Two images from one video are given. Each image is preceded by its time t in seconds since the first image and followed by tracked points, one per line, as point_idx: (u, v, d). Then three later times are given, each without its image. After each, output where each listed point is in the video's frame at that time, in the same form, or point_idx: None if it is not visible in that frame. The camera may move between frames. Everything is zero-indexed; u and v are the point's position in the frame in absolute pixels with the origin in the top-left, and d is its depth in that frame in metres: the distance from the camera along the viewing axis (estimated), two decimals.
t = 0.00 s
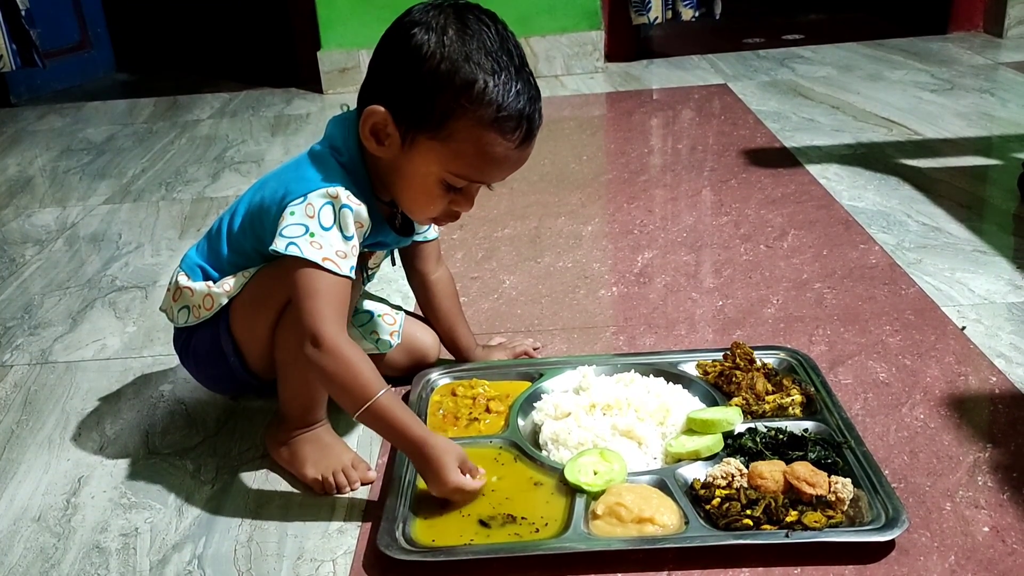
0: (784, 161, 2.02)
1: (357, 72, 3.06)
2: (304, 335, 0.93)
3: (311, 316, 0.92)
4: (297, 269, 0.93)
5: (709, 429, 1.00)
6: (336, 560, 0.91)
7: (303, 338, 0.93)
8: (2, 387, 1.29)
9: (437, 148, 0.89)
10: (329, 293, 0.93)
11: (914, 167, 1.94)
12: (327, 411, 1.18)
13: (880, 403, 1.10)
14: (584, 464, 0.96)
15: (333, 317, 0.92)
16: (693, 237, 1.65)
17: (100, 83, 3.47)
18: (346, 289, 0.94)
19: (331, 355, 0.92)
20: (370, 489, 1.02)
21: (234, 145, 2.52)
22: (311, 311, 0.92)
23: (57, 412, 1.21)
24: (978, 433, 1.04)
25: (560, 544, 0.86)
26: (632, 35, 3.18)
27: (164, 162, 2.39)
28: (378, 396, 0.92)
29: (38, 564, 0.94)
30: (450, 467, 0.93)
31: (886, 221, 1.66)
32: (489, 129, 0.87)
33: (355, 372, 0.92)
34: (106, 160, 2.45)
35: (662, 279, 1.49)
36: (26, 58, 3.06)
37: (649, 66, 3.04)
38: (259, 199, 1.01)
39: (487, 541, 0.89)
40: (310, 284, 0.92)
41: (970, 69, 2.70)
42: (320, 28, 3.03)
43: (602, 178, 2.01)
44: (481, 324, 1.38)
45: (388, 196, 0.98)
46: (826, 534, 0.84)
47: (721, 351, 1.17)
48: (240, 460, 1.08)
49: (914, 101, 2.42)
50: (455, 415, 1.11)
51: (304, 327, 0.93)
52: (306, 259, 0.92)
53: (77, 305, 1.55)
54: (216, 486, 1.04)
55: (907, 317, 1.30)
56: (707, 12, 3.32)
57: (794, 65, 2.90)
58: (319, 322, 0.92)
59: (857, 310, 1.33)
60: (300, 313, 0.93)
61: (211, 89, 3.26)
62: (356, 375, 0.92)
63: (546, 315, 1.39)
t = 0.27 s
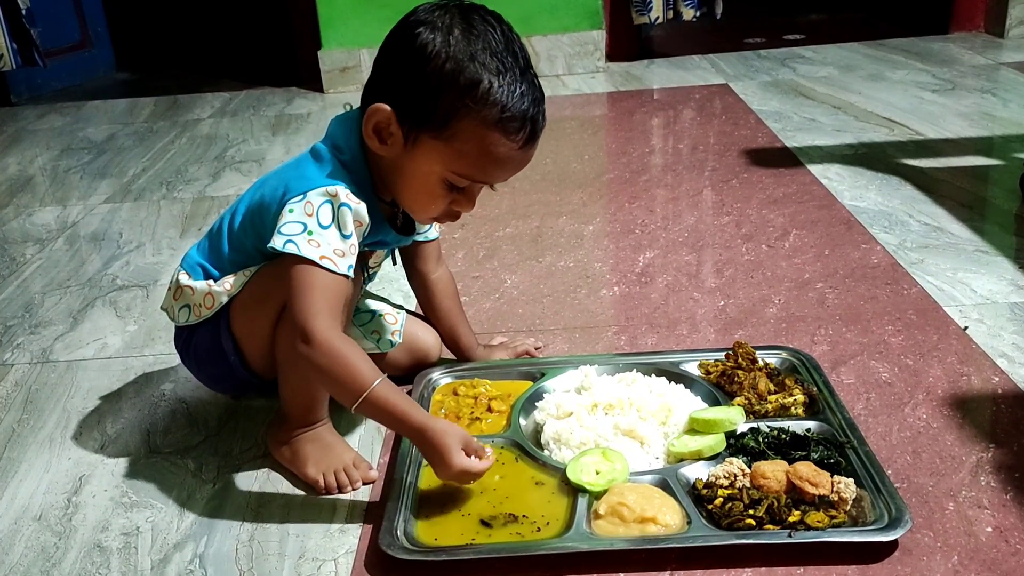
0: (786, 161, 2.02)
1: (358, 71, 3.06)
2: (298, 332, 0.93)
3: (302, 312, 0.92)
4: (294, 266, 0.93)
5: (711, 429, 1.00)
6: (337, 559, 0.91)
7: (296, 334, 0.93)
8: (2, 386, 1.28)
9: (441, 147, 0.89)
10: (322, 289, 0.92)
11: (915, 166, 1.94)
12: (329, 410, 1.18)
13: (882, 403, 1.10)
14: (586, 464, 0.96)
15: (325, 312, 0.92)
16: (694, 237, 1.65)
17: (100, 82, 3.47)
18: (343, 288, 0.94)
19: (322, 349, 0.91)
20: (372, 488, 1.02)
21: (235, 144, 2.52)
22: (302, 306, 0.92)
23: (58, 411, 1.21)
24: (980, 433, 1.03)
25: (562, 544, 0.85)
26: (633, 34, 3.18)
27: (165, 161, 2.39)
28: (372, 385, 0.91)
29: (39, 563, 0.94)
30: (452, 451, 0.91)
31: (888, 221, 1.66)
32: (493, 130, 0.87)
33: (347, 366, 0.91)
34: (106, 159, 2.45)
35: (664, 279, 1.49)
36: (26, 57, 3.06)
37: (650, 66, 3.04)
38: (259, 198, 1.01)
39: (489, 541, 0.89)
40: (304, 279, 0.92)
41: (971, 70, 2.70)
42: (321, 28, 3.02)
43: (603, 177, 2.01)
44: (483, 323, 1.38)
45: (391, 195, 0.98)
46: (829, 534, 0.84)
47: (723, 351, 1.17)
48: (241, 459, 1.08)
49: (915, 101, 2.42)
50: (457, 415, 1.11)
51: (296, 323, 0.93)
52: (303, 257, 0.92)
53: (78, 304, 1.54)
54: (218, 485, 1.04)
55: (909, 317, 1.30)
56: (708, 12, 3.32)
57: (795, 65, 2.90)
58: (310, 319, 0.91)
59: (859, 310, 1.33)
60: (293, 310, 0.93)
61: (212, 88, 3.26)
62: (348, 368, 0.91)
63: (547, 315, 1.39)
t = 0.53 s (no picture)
0: (787, 161, 2.02)
1: (358, 71, 3.06)
2: (294, 333, 0.93)
3: (297, 314, 0.92)
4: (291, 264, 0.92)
5: (712, 430, 1.00)
6: (337, 560, 0.91)
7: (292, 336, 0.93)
8: (2, 386, 1.28)
9: (449, 143, 0.89)
10: (316, 291, 0.92)
11: (916, 167, 1.94)
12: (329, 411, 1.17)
13: (883, 404, 1.10)
14: (587, 465, 0.95)
15: (322, 309, 0.92)
16: (695, 238, 1.65)
17: (100, 82, 3.47)
18: (341, 288, 0.94)
19: (321, 345, 0.91)
20: (372, 489, 1.02)
21: (235, 145, 2.51)
22: (296, 308, 0.92)
23: (57, 411, 1.21)
24: (981, 435, 1.03)
25: (563, 546, 0.85)
26: (633, 35, 3.18)
27: (165, 161, 2.39)
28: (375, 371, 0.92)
29: (38, 563, 0.93)
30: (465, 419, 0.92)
31: (888, 222, 1.66)
32: (502, 125, 0.87)
33: (348, 359, 0.92)
34: (106, 159, 2.44)
35: (664, 279, 1.49)
36: (26, 57, 3.06)
37: (650, 66, 3.04)
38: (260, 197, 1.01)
39: (490, 542, 0.88)
40: (298, 281, 0.92)
41: (972, 71, 2.70)
42: (322, 28, 3.02)
43: (604, 178, 2.01)
44: (483, 324, 1.38)
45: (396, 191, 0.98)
46: (831, 536, 0.84)
47: (724, 352, 1.17)
48: (241, 459, 1.08)
49: (916, 102, 2.42)
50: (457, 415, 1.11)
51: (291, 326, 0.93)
52: (302, 256, 0.92)
53: (77, 304, 1.54)
54: (217, 485, 1.03)
55: (910, 318, 1.30)
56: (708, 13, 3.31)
57: (795, 66, 2.90)
58: (306, 318, 0.91)
59: (860, 311, 1.33)
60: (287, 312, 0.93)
61: (212, 88, 3.26)
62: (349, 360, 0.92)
63: (548, 315, 1.39)
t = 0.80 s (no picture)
0: (786, 163, 2.02)
1: (357, 72, 3.06)
2: (363, 327, 0.92)
3: (369, 316, 0.91)
4: (329, 272, 0.91)
5: (710, 431, 0.99)
6: (334, 562, 0.91)
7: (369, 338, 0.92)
8: None
9: (466, 138, 0.89)
10: (376, 284, 0.92)
11: (915, 169, 1.94)
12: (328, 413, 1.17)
13: (882, 406, 1.10)
14: (585, 466, 0.95)
15: (388, 300, 0.92)
16: (694, 239, 1.65)
17: (99, 82, 3.46)
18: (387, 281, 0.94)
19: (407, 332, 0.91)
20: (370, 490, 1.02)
21: (234, 145, 2.51)
22: (364, 310, 0.91)
23: (55, 411, 1.21)
24: (980, 436, 1.03)
25: (561, 547, 0.85)
26: (633, 36, 3.18)
27: (164, 161, 2.38)
28: (462, 342, 0.93)
29: (35, 564, 0.93)
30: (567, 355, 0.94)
31: (887, 223, 1.66)
32: (518, 118, 0.88)
33: (433, 344, 0.92)
34: (105, 159, 2.44)
35: (663, 280, 1.49)
36: (25, 57, 3.06)
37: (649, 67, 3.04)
38: (268, 199, 1.00)
39: (487, 543, 0.88)
40: (353, 283, 0.91)
41: (970, 72, 2.70)
42: (321, 29, 3.02)
43: (603, 178, 2.01)
44: (482, 324, 1.37)
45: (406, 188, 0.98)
46: (828, 537, 0.84)
47: (722, 353, 1.17)
48: (239, 460, 1.08)
49: (915, 103, 2.42)
50: (455, 416, 1.11)
51: (366, 329, 0.92)
52: (341, 262, 0.91)
53: (75, 304, 1.54)
54: (215, 486, 1.03)
55: (908, 319, 1.30)
56: (708, 14, 3.32)
57: (794, 67, 2.90)
58: (379, 311, 0.91)
59: (859, 313, 1.33)
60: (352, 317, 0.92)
61: (211, 88, 3.25)
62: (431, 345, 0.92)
63: (546, 316, 1.39)
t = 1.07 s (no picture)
0: (784, 164, 2.02)
1: (355, 73, 3.05)
2: (401, 329, 0.94)
3: (408, 314, 0.93)
4: (357, 276, 0.93)
5: (708, 432, 0.99)
6: (333, 563, 0.90)
7: (407, 335, 0.95)
8: None
9: (489, 138, 0.91)
10: (408, 283, 0.94)
11: (913, 170, 1.94)
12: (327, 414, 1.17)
13: (881, 407, 1.10)
14: (584, 467, 0.95)
15: (422, 298, 0.94)
16: (692, 240, 1.65)
17: (97, 83, 3.46)
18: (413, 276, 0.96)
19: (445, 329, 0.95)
20: (369, 491, 1.01)
21: (232, 146, 2.51)
22: (403, 308, 0.93)
23: (52, 413, 1.20)
24: (978, 437, 1.03)
25: (559, 549, 0.85)
26: (631, 37, 3.18)
27: (161, 162, 2.38)
28: (502, 326, 0.97)
29: (32, 565, 0.93)
30: (602, 331, 0.99)
31: (885, 224, 1.66)
32: (539, 116, 0.91)
33: (473, 330, 0.96)
34: (102, 160, 2.44)
35: (661, 281, 1.49)
36: (23, 58, 3.05)
37: (648, 68, 3.04)
38: (281, 202, 1.00)
39: (486, 544, 0.88)
40: (387, 284, 0.93)
41: (968, 73, 2.70)
42: (320, 30, 3.02)
43: (601, 180, 2.01)
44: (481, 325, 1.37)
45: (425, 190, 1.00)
46: (826, 538, 0.83)
47: (721, 354, 1.17)
48: (237, 461, 1.08)
49: (913, 105, 2.42)
50: (454, 417, 1.11)
51: (404, 327, 0.94)
52: (368, 264, 0.92)
53: (72, 306, 1.53)
54: (213, 487, 1.03)
55: (907, 320, 1.30)
56: (706, 15, 3.32)
57: (792, 68, 2.90)
58: (418, 311, 0.94)
59: (857, 314, 1.33)
60: (388, 317, 0.94)
61: (209, 89, 3.25)
62: (469, 334, 0.96)
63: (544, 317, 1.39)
